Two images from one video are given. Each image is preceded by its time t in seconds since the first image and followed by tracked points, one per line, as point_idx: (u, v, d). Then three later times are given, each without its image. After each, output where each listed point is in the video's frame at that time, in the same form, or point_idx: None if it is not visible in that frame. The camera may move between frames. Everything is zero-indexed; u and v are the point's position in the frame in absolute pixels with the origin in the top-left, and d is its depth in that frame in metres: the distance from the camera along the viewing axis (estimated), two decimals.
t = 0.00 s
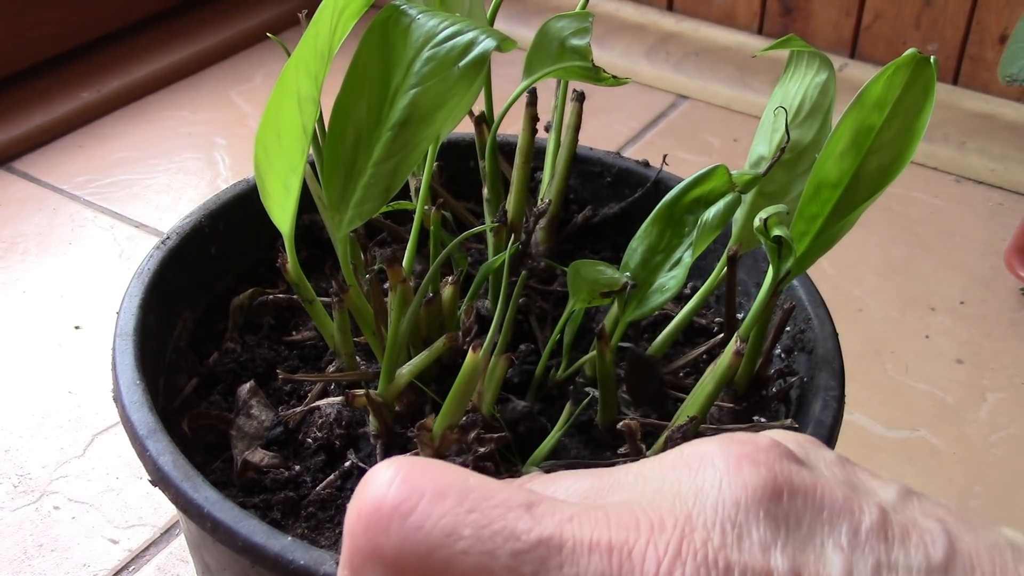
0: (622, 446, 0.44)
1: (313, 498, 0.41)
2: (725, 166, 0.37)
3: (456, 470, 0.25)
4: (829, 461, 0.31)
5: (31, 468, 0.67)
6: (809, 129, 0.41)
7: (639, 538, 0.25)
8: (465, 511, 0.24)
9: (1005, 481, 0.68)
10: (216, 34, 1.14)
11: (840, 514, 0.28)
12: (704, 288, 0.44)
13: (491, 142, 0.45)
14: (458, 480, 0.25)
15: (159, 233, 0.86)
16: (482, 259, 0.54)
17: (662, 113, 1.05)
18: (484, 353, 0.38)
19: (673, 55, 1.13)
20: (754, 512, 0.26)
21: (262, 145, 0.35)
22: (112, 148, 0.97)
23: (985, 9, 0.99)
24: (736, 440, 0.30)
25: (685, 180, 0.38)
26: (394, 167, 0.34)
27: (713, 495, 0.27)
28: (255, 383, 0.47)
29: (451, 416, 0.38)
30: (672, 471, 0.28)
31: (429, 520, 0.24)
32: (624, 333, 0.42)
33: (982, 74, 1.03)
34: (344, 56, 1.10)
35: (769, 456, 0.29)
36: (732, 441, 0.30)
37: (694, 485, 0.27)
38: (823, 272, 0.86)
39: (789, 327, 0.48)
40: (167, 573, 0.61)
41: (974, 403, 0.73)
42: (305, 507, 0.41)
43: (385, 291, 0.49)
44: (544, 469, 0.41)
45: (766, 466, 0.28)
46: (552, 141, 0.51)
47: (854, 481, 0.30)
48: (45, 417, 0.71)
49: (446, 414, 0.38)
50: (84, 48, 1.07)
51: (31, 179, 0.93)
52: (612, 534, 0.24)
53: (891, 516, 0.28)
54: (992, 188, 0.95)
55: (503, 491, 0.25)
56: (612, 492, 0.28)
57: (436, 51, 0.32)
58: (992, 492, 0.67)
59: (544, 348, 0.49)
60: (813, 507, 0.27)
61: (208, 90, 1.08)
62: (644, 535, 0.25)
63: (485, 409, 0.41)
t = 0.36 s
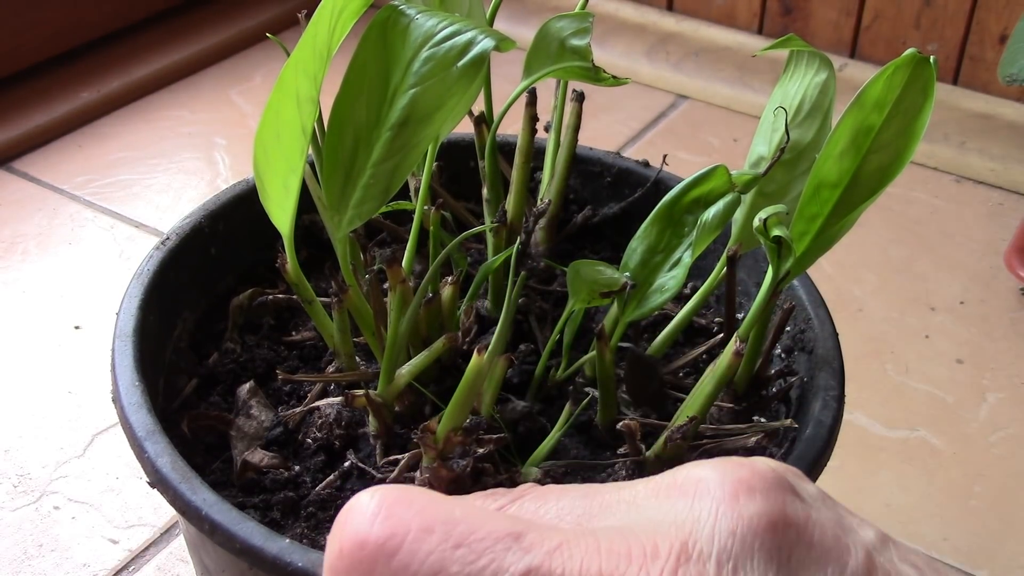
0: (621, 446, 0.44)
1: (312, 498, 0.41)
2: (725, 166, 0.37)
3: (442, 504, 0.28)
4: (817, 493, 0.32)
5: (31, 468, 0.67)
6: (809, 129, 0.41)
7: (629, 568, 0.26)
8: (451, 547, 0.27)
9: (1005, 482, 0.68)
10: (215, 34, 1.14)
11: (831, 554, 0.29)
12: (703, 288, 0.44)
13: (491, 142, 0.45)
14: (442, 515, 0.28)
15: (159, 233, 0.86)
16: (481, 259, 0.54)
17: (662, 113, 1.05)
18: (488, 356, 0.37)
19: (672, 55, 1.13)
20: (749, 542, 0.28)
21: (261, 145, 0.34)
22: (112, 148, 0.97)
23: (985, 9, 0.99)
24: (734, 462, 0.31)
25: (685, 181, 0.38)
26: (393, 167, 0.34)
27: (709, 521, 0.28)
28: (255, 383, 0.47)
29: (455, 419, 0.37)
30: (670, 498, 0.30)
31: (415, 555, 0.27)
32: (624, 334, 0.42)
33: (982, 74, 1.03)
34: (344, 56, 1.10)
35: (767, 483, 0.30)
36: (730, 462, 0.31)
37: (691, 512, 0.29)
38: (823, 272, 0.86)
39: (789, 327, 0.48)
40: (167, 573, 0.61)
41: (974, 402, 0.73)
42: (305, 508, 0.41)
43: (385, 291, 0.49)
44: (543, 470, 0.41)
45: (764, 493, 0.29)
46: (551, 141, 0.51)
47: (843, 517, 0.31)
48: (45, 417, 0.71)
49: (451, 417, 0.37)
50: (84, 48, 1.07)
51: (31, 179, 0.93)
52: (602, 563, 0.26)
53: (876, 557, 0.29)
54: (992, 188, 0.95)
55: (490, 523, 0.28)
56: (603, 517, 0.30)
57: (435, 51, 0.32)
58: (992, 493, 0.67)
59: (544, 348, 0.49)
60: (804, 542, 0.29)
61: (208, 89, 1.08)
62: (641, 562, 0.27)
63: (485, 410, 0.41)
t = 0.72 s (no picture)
0: (622, 446, 0.44)
1: (313, 498, 0.41)
2: (725, 166, 0.37)
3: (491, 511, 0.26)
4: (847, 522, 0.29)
5: (31, 468, 0.67)
6: (810, 129, 0.41)
7: None
8: (501, 554, 0.25)
9: (1005, 482, 0.68)
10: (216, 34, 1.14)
11: None
12: (704, 288, 0.44)
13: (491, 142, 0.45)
14: (495, 523, 0.26)
15: (160, 233, 0.86)
16: (482, 258, 0.54)
17: (662, 113, 1.05)
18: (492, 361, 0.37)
19: (672, 55, 1.13)
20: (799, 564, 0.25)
21: (263, 144, 0.35)
22: (113, 148, 0.97)
23: (985, 9, 0.99)
24: (778, 480, 0.28)
25: (685, 181, 0.38)
26: (394, 167, 0.34)
27: (759, 539, 0.26)
28: (256, 383, 0.47)
29: (459, 422, 0.37)
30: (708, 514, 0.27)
31: (464, 564, 0.25)
32: (624, 334, 0.42)
33: (982, 74, 1.03)
34: (344, 55, 1.10)
35: (812, 503, 0.27)
36: (773, 480, 0.28)
37: (737, 529, 0.26)
38: (822, 272, 0.86)
39: (789, 327, 0.48)
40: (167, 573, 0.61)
41: (974, 403, 0.73)
42: (306, 507, 0.41)
43: (385, 291, 0.49)
44: (544, 470, 0.41)
45: (809, 515, 0.27)
46: (552, 141, 0.51)
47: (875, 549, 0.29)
48: (45, 417, 0.71)
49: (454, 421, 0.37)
50: (84, 48, 1.07)
51: (32, 179, 0.93)
52: None
53: None
54: (992, 188, 0.95)
55: (542, 530, 0.26)
56: (637, 527, 0.28)
57: (436, 51, 0.32)
58: (992, 493, 0.67)
59: (544, 348, 0.49)
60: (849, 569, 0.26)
61: (208, 89, 1.08)
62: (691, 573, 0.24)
63: (486, 409, 0.41)
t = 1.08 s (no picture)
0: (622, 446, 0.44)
1: (313, 498, 0.41)
2: (726, 166, 0.37)
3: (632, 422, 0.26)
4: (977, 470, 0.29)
5: (31, 468, 0.67)
6: (809, 129, 0.41)
7: (813, 503, 0.24)
8: (637, 458, 0.24)
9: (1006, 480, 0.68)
10: (216, 34, 1.14)
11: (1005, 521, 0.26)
12: (704, 288, 0.43)
13: (492, 142, 0.45)
14: (626, 431, 0.25)
15: (159, 233, 0.86)
16: (482, 258, 0.54)
17: (662, 113, 1.05)
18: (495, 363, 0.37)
19: (672, 55, 1.13)
20: (930, 498, 0.25)
21: (263, 144, 0.35)
22: (112, 148, 0.97)
23: (985, 9, 0.99)
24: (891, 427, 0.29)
25: (687, 179, 0.38)
26: (395, 167, 0.34)
27: (886, 474, 0.26)
28: (256, 383, 0.47)
29: (461, 422, 0.37)
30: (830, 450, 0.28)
31: (600, 462, 0.24)
32: (624, 334, 0.42)
33: (982, 74, 1.03)
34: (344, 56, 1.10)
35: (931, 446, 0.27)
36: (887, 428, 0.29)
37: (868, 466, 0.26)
38: (822, 272, 0.86)
39: (789, 327, 0.48)
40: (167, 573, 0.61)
41: (974, 403, 0.73)
42: (306, 507, 0.41)
43: (385, 290, 0.49)
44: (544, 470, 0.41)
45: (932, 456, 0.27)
46: (551, 141, 0.51)
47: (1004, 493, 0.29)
48: (45, 417, 0.71)
49: (456, 421, 0.37)
50: (84, 48, 1.07)
51: (31, 179, 0.93)
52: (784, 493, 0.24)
53: None
54: (992, 188, 0.95)
55: (672, 446, 0.25)
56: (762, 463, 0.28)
57: (437, 52, 0.32)
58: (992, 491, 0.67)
59: (544, 348, 0.49)
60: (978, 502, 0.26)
61: (208, 89, 1.08)
62: (817, 502, 0.24)
63: (486, 409, 0.41)
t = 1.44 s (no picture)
0: (622, 445, 0.44)
1: (313, 498, 0.41)
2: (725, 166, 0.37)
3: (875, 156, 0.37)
4: None
5: (31, 468, 0.67)
6: (810, 128, 0.42)
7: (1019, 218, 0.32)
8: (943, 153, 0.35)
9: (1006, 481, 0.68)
10: (216, 34, 1.14)
11: None
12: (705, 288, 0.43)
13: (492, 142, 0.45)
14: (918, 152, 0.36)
15: (159, 233, 0.86)
16: (481, 258, 0.54)
17: (662, 113, 1.05)
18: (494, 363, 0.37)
19: (672, 55, 1.13)
20: None
21: (262, 144, 0.34)
22: (112, 148, 0.97)
23: (985, 9, 0.99)
24: None
25: (686, 180, 0.38)
26: (394, 166, 0.34)
27: None
28: (255, 383, 0.47)
29: (460, 422, 0.37)
30: None
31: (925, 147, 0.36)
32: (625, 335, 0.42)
33: (982, 74, 1.03)
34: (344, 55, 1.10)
35: None
36: None
37: None
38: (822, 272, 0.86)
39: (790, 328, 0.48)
40: (167, 573, 0.61)
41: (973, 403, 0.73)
42: (305, 507, 0.41)
43: (385, 290, 0.49)
44: (544, 469, 0.41)
45: None
46: (551, 141, 0.51)
47: None
48: (45, 416, 0.71)
49: (456, 421, 0.37)
50: (84, 47, 1.07)
51: (32, 179, 0.93)
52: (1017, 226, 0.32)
53: None
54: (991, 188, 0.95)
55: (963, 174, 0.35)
56: None
57: (435, 50, 0.32)
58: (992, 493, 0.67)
59: (544, 348, 0.49)
60: None
61: (208, 89, 1.08)
62: None
63: (486, 408, 0.42)
